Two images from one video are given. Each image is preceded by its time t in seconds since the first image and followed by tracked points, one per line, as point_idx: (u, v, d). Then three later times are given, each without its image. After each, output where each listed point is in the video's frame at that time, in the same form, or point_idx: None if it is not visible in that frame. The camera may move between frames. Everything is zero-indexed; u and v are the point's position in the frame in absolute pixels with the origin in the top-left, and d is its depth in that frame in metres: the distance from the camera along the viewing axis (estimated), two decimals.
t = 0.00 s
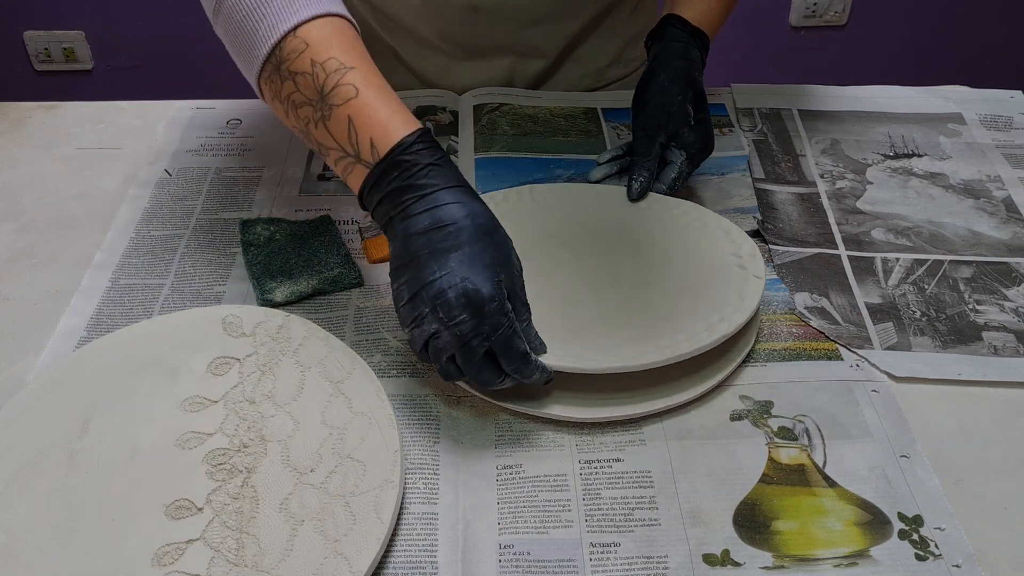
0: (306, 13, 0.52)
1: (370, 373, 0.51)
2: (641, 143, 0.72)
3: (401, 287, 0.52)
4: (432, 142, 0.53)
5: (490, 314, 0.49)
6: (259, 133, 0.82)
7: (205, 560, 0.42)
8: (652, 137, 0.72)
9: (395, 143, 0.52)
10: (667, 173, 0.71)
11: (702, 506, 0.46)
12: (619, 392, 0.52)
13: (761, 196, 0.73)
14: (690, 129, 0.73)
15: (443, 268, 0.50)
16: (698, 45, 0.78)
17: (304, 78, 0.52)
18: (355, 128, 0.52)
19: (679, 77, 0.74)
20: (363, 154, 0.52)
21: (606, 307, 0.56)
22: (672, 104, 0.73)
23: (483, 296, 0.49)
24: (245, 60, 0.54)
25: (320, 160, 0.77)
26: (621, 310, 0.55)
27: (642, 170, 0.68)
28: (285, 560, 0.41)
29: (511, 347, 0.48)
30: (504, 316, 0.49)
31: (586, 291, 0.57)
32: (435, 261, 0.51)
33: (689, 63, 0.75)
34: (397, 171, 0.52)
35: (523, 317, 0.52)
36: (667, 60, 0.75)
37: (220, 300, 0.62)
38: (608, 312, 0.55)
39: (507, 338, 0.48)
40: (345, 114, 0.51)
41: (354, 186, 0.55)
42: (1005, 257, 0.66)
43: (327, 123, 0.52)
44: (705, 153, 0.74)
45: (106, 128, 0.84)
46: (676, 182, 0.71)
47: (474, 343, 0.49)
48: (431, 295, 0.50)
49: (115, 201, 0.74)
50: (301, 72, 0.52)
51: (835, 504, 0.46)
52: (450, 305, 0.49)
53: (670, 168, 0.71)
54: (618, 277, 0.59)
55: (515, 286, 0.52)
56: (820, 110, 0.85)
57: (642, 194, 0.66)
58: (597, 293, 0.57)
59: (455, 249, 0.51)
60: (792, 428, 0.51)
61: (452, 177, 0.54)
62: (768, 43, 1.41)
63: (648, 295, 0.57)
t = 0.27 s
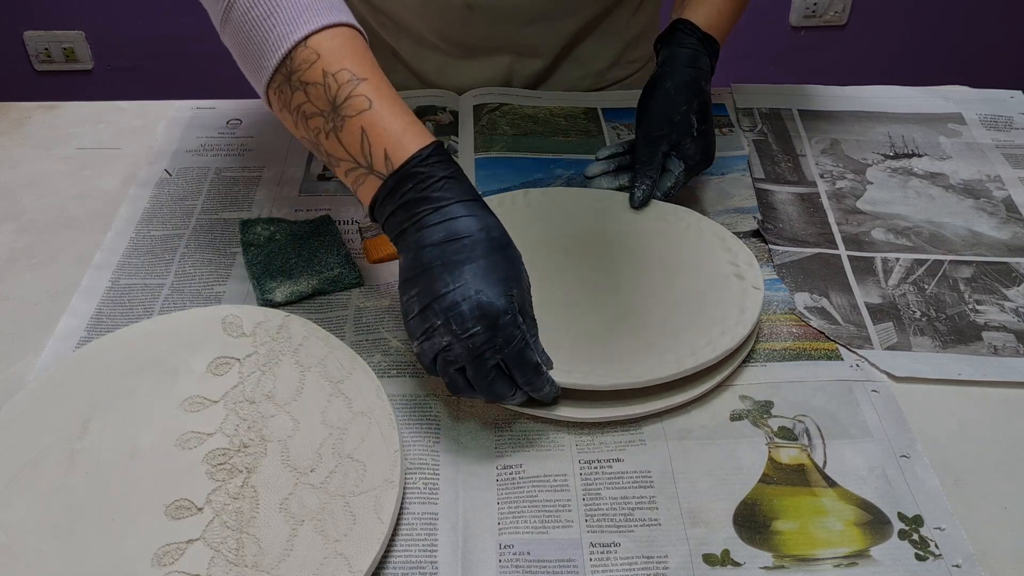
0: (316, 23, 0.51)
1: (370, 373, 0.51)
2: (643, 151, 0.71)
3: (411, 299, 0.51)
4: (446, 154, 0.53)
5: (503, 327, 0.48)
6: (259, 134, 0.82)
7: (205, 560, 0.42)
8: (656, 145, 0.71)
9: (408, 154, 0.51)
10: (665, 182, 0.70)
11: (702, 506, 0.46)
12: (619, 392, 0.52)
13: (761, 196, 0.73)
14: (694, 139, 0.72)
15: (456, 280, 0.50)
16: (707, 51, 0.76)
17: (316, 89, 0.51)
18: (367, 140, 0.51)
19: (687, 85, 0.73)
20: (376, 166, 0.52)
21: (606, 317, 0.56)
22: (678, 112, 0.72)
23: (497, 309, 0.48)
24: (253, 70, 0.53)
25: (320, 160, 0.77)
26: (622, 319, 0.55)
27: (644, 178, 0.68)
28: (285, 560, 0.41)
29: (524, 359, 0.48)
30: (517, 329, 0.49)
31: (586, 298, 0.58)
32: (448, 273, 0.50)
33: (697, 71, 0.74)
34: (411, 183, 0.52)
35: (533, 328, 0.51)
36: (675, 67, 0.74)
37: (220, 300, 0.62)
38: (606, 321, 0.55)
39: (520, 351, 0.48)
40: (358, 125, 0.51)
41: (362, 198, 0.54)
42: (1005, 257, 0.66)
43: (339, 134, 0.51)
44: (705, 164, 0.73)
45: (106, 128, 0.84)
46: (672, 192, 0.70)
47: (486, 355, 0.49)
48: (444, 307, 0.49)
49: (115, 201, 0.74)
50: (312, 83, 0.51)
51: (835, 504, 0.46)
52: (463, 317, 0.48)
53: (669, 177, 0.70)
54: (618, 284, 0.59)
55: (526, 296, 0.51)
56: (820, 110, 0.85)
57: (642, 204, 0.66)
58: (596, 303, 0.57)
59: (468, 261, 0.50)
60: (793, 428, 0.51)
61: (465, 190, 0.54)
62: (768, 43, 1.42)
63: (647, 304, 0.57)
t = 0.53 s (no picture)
0: (317, 29, 0.51)
1: (370, 372, 0.51)
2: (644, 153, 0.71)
3: (413, 304, 0.51)
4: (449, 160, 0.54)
5: (506, 333, 0.48)
6: (259, 133, 0.82)
7: (205, 560, 0.42)
8: (657, 147, 0.71)
9: (410, 159, 0.51)
10: (665, 184, 0.70)
11: (702, 506, 0.46)
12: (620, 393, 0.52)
13: (761, 196, 0.73)
14: (695, 141, 0.72)
15: (458, 285, 0.50)
16: (713, 53, 0.76)
17: (317, 94, 0.51)
18: (369, 146, 0.51)
19: (690, 88, 0.73)
20: (377, 171, 0.52)
21: (605, 320, 0.56)
22: (680, 114, 0.72)
23: (499, 314, 0.48)
24: (256, 76, 0.53)
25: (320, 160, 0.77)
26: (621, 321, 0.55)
27: (644, 178, 0.68)
28: (285, 560, 0.41)
29: (527, 363, 0.48)
30: (520, 335, 0.49)
31: (585, 301, 0.58)
32: (450, 278, 0.50)
33: (701, 73, 0.74)
34: (414, 188, 0.52)
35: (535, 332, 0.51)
36: (678, 69, 0.74)
37: (220, 300, 0.62)
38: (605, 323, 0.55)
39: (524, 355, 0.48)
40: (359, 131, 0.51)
41: (364, 203, 0.54)
42: (1005, 257, 0.66)
43: (340, 140, 0.52)
44: (706, 168, 0.73)
45: (106, 128, 0.84)
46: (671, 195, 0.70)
47: (489, 361, 0.48)
48: (446, 312, 0.49)
49: (115, 201, 0.74)
50: (314, 89, 0.51)
51: (835, 504, 0.46)
52: (466, 323, 0.48)
53: (668, 179, 0.70)
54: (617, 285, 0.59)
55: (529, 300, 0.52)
56: (820, 110, 0.85)
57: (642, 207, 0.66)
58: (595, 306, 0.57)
59: (471, 266, 0.50)
60: (792, 428, 0.51)
61: (468, 196, 0.54)
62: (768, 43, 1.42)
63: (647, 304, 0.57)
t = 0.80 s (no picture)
0: (321, 30, 0.51)
1: (369, 372, 0.51)
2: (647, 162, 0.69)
3: (416, 297, 0.51)
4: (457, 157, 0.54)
5: (505, 333, 0.48)
6: (259, 133, 0.82)
7: (205, 560, 0.42)
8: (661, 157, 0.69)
9: (416, 157, 0.52)
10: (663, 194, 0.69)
11: (702, 505, 0.46)
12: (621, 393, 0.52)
13: (761, 196, 0.73)
14: (699, 155, 0.70)
15: (461, 282, 0.50)
16: (724, 62, 0.73)
17: (324, 95, 0.52)
18: (377, 144, 0.52)
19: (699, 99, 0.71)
20: (385, 168, 0.52)
21: (603, 321, 0.56)
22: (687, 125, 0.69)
23: (500, 314, 0.48)
24: (264, 79, 0.54)
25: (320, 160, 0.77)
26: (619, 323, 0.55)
27: (645, 186, 0.67)
28: (285, 560, 0.41)
29: (524, 365, 0.48)
30: (519, 337, 0.48)
31: (583, 302, 0.58)
32: (454, 273, 0.50)
33: (712, 83, 0.71)
34: (422, 184, 0.52)
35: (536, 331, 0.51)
36: (689, 77, 0.71)
37: (220, 300, 0.62)
38: (602, 325, 0.55)
39: (523, 359, 0.48)
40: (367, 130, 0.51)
41: (374, 202, 0.55)
42: (1005, 257, 0.66)
43: (348, 139, 0.52)
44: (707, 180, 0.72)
45: (106, 128, 0.84)
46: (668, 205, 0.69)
47: (485, 359, 0.48)
48: (447, 308, 0.49)
49: (115, 201, 0.74)
50: (320, 90, 0.52)
51: (835, 504, 0.46)
52: (465, 320, 0.48)
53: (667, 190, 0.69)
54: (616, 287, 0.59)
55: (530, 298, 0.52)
56: (820, 110, 0.85)
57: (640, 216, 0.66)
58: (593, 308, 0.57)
59: (476, 262, 0.50)
60: (792, 428, 0.51)
61: (476, 192, 0.53)
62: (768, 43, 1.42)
63: (645, 306, 0.57)
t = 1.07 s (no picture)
0: (321, 33, 0.52)
1: (369, 372, 0.51)
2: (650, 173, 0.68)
3: (411, 297, 0.51)
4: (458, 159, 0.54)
5: (498, 335, 0.48)
6: (259, 133, 0.82)
7: (205, 560, 0.42)
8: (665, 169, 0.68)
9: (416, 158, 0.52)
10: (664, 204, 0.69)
11: (702, 505, 0.46)
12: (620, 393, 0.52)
13: (761, 196, 0.73)
14: (704, 170, 0.69)
15: (456, 284, 0.50)
16: (738, 77, 0.70)
17: (324, 99, 0.52)
18: (376, 147, 0.52)
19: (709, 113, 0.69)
20: (384, 170, 0.52)
21: (599, 324, 0.56)
22: (694, 139, 0.68)
23: (492, 316, 0.48)
24: (266, 83, 0.54)
25: (320, 160, 0.77)
26: (616, 328, 0.55)
27: (645, 195, 0.67)
28: (285, 560, 0.41)
29: (518, 366, 0.48)
30: (515, 340, 0.49)
31: (580, 305, 0.58)
32: (449, 275, 0.50)
33: (722, 98, 0.69)
34: (420, 186, 0.52)
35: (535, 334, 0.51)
36: (698, 90, 0.69)
37: (220, 300, 0.62)
38: (600, 328, 0.55)
39: (518, 360, 0.48)
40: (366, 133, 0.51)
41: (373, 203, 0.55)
42: (1005, 257, 0.66)
43: (347, 142, 0.52)
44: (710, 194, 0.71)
45: (106, 128, 0.84)
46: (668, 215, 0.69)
47: (478, 361, 0.48)
48: (441, 309, 0.49)
49: (115, 201, 0.74)
50: (320, 94, 0.52)
51: (835, 504, 0.46)
52: (457, 322, 0.48)
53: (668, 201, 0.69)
54: (615, 290, 0.59)
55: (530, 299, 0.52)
56: (820, 110, 0.85)
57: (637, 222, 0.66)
58: (591, 311, 0.57)
59: (470, 265, 0.50)
60: (793, 428, 0.51)
61: (476, 195, 0.53)
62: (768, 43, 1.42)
63: (643, 310, 0.57)
